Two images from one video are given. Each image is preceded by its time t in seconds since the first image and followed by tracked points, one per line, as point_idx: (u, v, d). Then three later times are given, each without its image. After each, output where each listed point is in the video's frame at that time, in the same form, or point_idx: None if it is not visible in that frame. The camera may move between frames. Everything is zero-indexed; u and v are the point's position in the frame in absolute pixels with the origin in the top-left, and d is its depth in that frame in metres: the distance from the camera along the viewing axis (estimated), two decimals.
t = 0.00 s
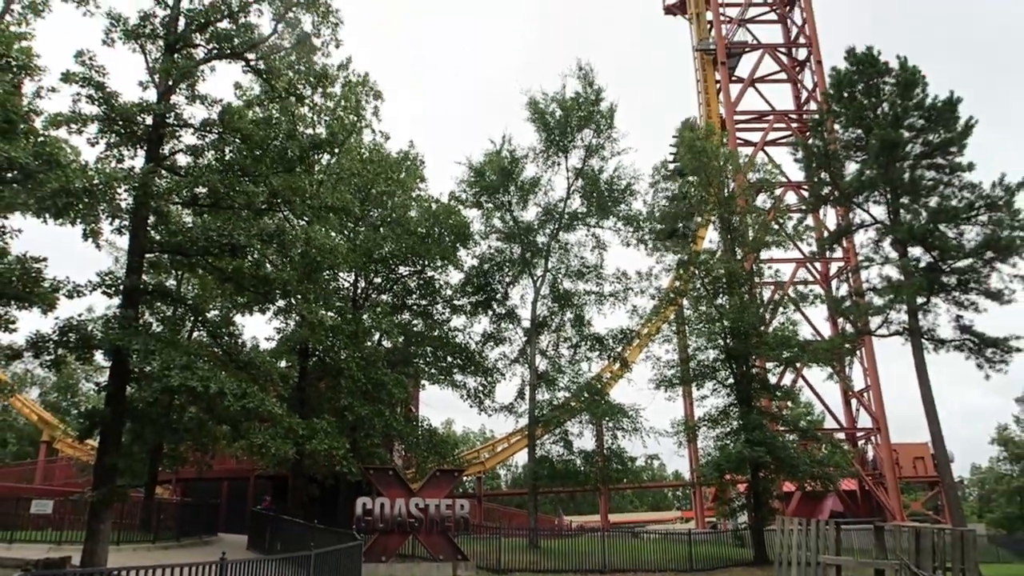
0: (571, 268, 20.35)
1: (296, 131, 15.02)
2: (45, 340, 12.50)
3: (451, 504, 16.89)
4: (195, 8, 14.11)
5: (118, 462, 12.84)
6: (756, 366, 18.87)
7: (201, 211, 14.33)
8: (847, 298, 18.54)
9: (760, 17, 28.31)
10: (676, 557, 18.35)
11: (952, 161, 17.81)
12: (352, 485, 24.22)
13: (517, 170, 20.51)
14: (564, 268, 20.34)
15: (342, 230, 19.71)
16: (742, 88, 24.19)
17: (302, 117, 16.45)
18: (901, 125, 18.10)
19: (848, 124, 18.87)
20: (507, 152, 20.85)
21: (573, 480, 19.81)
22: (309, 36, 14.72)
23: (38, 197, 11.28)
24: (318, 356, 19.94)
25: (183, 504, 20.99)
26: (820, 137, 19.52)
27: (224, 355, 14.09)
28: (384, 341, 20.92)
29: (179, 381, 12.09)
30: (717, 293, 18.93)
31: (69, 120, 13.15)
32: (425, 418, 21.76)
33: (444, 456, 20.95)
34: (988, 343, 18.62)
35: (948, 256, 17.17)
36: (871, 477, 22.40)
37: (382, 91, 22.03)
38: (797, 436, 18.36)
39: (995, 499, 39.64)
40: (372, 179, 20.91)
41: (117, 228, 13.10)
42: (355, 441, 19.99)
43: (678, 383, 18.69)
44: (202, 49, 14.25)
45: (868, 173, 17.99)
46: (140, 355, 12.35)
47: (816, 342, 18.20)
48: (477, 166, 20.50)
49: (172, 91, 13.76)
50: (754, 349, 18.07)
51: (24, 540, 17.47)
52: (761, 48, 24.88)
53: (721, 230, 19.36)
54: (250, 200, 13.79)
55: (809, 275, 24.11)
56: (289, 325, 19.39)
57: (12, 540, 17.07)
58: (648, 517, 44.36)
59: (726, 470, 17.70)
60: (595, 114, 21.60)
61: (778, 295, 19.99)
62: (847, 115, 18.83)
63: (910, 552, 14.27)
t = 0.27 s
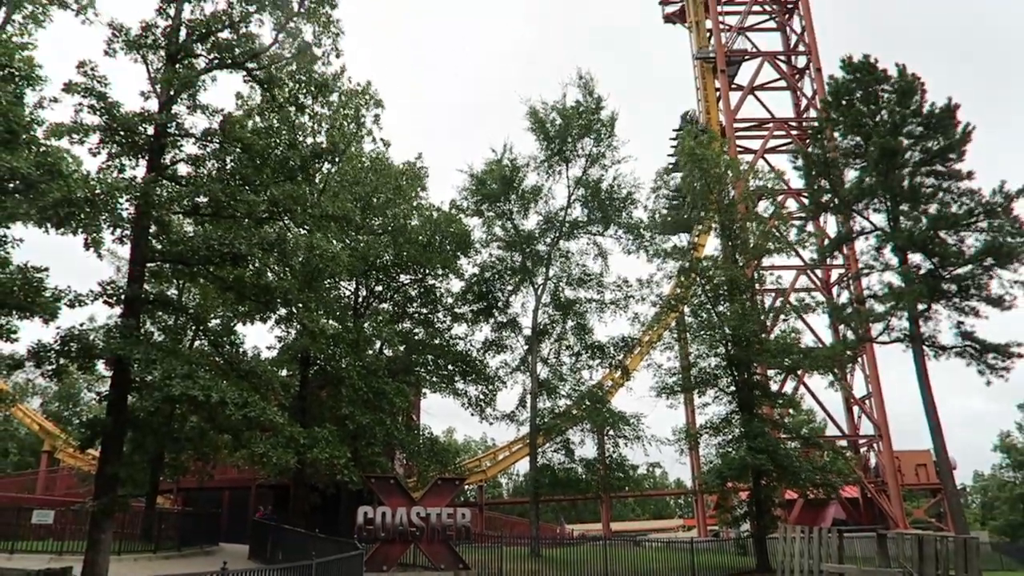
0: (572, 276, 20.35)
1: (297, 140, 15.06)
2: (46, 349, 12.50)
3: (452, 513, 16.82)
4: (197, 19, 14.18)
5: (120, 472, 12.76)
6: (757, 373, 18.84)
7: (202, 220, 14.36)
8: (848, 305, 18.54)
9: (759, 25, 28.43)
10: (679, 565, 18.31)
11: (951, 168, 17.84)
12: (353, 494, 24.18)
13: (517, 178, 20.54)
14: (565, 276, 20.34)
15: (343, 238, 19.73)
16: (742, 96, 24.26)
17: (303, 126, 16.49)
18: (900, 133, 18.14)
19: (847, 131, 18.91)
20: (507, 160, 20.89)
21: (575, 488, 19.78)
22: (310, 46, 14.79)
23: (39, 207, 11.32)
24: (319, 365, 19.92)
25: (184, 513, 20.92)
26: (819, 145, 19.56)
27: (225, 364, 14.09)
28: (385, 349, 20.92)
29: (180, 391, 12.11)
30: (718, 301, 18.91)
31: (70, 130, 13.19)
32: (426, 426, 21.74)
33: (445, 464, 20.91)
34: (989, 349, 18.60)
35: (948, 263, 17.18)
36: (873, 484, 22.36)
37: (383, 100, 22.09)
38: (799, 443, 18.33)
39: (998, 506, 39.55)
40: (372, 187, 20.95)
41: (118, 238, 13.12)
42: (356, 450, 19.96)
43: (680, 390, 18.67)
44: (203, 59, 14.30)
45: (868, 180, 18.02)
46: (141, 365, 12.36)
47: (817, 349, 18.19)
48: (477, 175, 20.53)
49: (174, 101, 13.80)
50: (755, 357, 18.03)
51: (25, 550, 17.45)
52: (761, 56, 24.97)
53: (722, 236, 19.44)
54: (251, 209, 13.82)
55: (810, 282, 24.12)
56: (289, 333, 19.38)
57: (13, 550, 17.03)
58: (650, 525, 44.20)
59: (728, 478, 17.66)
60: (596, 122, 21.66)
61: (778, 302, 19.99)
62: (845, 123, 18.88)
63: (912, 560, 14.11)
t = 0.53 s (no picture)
0: (575, 281, 20.32)
1: (300, 146, 15.07)
2: (49, 355, 12.50)
3: (456, 519, 16.62)
4: (200, 26, 14.22)
5: (123, 478, 12.78)
6: (761, 378, 18.78)
7: (206, 226, 14.36)
8: (852, 309, 18.48)
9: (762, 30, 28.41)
10: (683, 570, 18.24)
11: (954, 172, 17.80)
12: (357, 500, 24.13)
13: (521, 184, 20.53)
14: (568, 281, 20.30)
15: (346, 244, 19.73)
16: (744, 101, 24.25)
17: (306, 132, 16.51)
18: (902, 137, 18.12)
19: (850, 136, 18.88)
20: (511, 166, 20.89)
21: (579, 494, 19.72)
22: (312, 52, 14.80)
23: (43, 214, 11.33)
24: (322, 371, 19.89)
25: (187, 519, 20.87)
26: (822, 149, 19.53)
27: (228, 370, 14.08)
28: (388, 355, 20.90)
29: (183, 397, 12.10)
30: (721, 305, 18.86)
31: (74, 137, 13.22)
32: (429, 432, 21.69)
33: (449, 470, 20.85)
34: (994, 353, 18.50)
35: (953, 267, 17.12)
36: (878, 489, 22.25)
37: (386, 106, 22.12)
38: (804, 448, 18.25)
39: (1004, 511, 39.36)
40: (376, 193, 20.96)
41: (121, 244, 13.13)
42: (359, 456, 19.92)
43: (683, 395, 18.61)
44: (206, 65, 14.33)
45: (871, 184, 17.99)
46: (145, 371, 12.36)
47: (821, 354, 18.13)
48: (481, 180, 20.53)
49: (177, 108, 13.83)
50: (759, 362, 17.94)
51: (28, 556, 17.38)
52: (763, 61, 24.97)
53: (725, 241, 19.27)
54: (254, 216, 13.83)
55: (814, 286, 24.06)
56: (292, 339, 19.37)
57: (16, 556, 16.99)
58: (654, 530, 44.05)
59: (732, 483, 17.58)
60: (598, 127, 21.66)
61: (782, 306, 19.94)
62: (848, 128, 18.85)
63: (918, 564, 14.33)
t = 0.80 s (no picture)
0: (576, 284, 20.30)
1: (300, 151, 15.09)
2: (50, 360, 12.50)
3: (457, 522, 16.63)
4: (200, 30, 14.25)
5: (124, 482, 12.77)
6: (762, 381, 18.76)
7: (206, 230, 14.37)
8: (852, 311, 18.47)
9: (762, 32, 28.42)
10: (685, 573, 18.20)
11: (954, 174, 17.81)
12: (358, 503, 24.09)
13: (522, 187, 20.53)
14: (569, 284, 20.27)
15: (346, 248, 19.75)
16: (744, 103, 24.28)
17: (306, 137, 16.53)
18: (903, 139, 18.13)
19: (850, 138, 18.89)
20: (512, 169, 20.90)
21: (579, 497, 19.70)
22: (312, 56, 14.83)
23: (44, 218, 11.35)
24: (323, 374, 19.87)
25: (188, 523, 20.89)
26: (822, 151, 19.54)
27: (228, 373, 14.07)
28: (388, 359, 20.90)
29: (184, 401, 12.11)
30: (722, 307, 18.84)
31: (75, 141, 13.24)
32: (430, 435, 21.68)
33: (449, 473, 20.82)
34: (995, 355, 18.49)
35: (953, 270, 17.11)
36: (879, 491, 22.22)
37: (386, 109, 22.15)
38: (805, 450, 18.23)
39: (1005, 513, 39.34)
40: (376, 197, 20.97)
41: (122, 248, 13.14)
42: (360, 459, 19.91)
43: (684, 398, 18.60)
44: (206, 70, 14.35)
45: (871, 187, 18.00)
46: (145, 375, 12.36)
47: (822, 356, 18.12)
48: (482, 184, 20.54)
49: (177, 112, 13.85)
50: (760, 364, 17.92)
51: (29, 561, 17.37)
52: (763, 63, 25.00)
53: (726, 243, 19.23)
54: (254, 220, 13.83)
55: (814, 289, 24.06)
56: (293, 343, 19.36)
57: (17, 560, 16.98)
58: (655, 533, 43.99)
59: (734, 485, 17.55)
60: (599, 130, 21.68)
61: (782, 309, 19.94)
62: (848, 130, 18.85)
63: (920, 566, 14.32)
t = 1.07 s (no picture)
0: (577, 289, 20.27)
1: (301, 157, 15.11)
2: (50, 366, 12.50)
3: (458, 528, 16.59)
4: (200, 37, 14.29)
5: (124, 488, 12.74)
6: (763, 385, 18.73)
7: (206, 236, 14.36)
8: (853, 315, 18.46)
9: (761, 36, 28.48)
10: None
11: (955, 178, 17.82)
12: (359, 509, 24.03)
13: (523, 192, 20.53)
14: (570, 289, 20.23)
15: (346, 253, 19.75)
16: (744, 108, 24.32)
17: (306, 142, 16.55)
18: (903, 144, 18.15)
19: (850, 142, 18.90)
20: (513, 174, 20.90)
21: (580, 502, 19.65)
22: (312, 62, 14.86)
23: (44, 225, 11.37)
24: (323, 380, 19.85)
25: (189, 529, 20.85)
26: (822, 156, 19.57)
27: (229, 379, 14.06)
28: (389, 364, 20.90)
29: (184, 407, 12.11)
30: (723, 312, 18.82)
31: (75, 147, 13.27)
32: (431, 441, 21.65)
33: (450, 478, 20.77)
34: (996, 359, 18.47)
35: (953, 273, 17.10)
36: (880, 495, 22.17)
37: (387, 115, 22.18)
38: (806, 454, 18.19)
39: (1008, 517, 39.24)
40: (377, 202, 20.99)
41: (122, 254, 13.14)
42: (360, 465, 19.86)
43: (685, 403, 18.57)
44: (206, 76, 14.37)
45: (871, 191, 18.02)
46: (146, 381, 12.36)
47: (822, 360, 18.10)
48: (482, 189, 20.55)
49: (177, 118, 13.88)
50: (761, 368, 17.89)
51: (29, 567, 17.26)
52: (762, 68, 25.05)
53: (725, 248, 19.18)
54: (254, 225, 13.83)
55: (815, 293, 24.06)
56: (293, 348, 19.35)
57: (16, 567, 16.92)
58: (656, 538, 43.91)
59: (735, 490, 17.51)
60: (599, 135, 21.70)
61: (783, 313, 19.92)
62: (848, 134, 18.88)
63: (922, 572, 14.22)
